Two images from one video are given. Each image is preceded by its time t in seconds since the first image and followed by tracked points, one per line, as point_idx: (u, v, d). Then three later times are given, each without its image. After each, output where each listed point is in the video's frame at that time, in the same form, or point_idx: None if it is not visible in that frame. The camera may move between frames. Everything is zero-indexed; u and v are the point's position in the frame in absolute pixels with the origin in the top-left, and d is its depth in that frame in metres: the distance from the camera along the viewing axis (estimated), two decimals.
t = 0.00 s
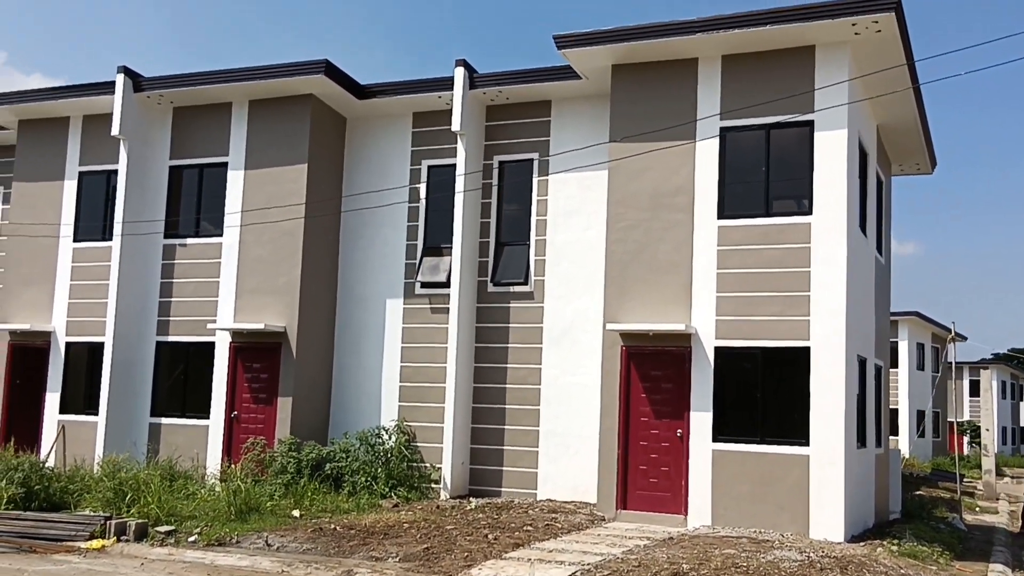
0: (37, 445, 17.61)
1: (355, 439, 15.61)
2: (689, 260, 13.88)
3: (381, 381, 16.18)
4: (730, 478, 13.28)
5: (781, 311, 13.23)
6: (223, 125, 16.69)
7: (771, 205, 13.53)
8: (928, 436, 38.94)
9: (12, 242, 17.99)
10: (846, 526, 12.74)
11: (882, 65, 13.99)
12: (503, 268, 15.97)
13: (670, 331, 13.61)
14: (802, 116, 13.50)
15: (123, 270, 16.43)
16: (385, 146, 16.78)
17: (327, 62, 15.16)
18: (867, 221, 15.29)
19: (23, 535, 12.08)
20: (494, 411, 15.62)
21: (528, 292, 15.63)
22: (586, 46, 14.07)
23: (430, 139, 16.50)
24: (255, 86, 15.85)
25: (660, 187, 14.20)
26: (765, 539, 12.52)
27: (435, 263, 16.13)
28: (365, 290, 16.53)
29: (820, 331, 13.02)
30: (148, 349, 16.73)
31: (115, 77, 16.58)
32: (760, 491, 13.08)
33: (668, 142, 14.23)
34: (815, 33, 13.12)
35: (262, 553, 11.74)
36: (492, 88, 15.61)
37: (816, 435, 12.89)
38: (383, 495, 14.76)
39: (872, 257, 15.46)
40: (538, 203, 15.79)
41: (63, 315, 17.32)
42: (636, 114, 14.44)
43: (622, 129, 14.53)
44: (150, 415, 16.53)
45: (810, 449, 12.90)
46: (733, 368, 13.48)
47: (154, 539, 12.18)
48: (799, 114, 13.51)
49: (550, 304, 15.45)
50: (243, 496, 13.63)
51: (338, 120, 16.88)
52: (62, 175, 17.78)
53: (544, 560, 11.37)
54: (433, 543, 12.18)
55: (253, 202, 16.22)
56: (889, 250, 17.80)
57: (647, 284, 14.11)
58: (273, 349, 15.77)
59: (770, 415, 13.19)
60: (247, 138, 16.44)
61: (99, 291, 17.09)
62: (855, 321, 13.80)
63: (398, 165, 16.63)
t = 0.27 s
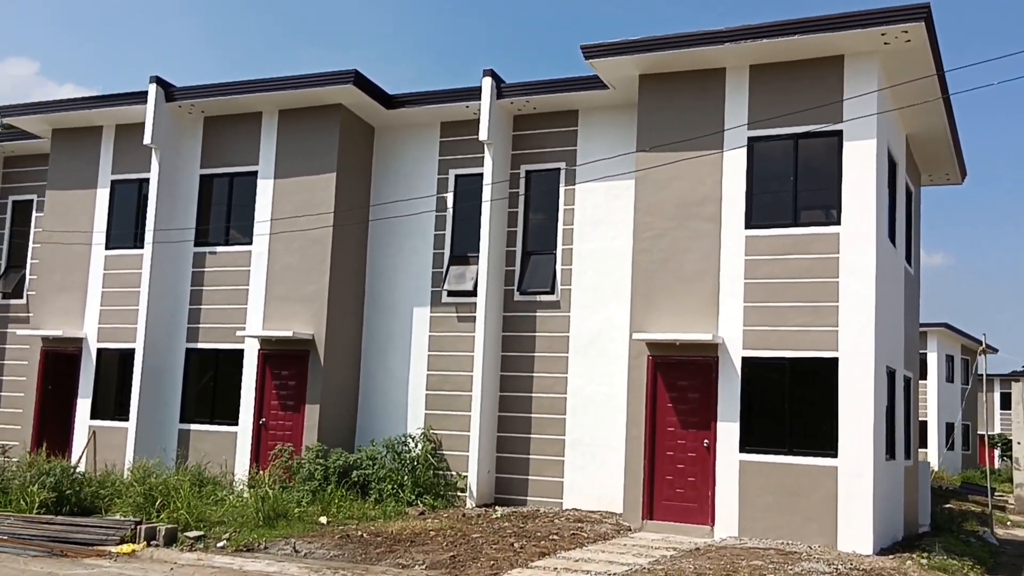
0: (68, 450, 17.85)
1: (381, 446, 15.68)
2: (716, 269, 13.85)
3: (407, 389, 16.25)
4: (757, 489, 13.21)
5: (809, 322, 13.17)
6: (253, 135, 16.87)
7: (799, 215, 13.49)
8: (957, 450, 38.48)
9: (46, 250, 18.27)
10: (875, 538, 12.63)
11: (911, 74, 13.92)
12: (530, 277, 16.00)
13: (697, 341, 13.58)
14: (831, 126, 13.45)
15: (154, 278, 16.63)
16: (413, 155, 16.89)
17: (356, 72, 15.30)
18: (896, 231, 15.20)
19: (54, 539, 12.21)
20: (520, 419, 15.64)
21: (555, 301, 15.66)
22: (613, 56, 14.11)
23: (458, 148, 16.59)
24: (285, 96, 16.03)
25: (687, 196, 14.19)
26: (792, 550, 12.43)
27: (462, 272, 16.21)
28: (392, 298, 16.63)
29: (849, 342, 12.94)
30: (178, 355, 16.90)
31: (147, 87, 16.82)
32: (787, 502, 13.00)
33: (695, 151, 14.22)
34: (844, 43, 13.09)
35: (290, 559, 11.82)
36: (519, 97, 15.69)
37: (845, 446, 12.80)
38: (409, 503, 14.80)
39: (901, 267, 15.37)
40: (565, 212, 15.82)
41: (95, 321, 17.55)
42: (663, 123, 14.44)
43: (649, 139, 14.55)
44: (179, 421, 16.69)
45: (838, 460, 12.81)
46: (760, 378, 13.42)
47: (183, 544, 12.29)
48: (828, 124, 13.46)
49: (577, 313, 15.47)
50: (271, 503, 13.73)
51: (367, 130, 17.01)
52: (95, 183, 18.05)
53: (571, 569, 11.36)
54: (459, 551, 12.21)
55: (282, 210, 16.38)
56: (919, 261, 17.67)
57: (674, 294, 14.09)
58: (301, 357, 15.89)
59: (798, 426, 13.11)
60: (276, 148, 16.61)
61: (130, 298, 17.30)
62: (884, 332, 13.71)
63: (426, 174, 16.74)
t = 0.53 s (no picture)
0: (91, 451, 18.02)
1: (401, 450, 15.73)
2: (737, 275, 13.81)
3: (427, 393, 16.29)
4: (778, 496, 13.14)
5: (831, 328, 13.11)
6: (275, 140, 16.99)
7: (821, 221, 13.43)
8: (980, 458, 38.12)
9: (71, 253, 18.47)
10: (898, 547, 12.53)
11: (935, 80, 13.84)
12: (550, 282, 16.02)
13: (718, 347, 13.54)
14: (853, 131, 13.39)
15: (177, 281, 16.77)
16: (434, 161, 16.96)
17: (378, 78, 15.38)
18: (919, 238, 15.12)
19: (78, 539, 12.31)
20: (540, 424, 15.64)
21: (575, 306, 15.66)
22: (635, 62, 14.12)
23: (479, 153, 16.64)
24: (307, 101, 16.14)
25: (708, 202, 14.16)
26: (813, 558, 12.36)
27: (482, 277, 16.25)
28: (413, 303, 16.69)
29: (872, 349, 12.86)
30: (200, 358, 17.03)
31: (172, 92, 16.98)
32: (808, 510, 12.93)
33: (717, 157, 14.19)
34: (867, 49, 13.03)
35: (311, 561, 11.88)
36: (541, 103, 15.72)
37: (867, 453, 12.72)
38: (429, 507, 14.83)
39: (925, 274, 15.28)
40: (586, 217, 15.83)
41: (118, 324, 17.71)
42: (684, 129, 14.43)
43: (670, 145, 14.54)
44: (201, 424, 16.82)
45: (860, 468, 12.73)
46: (782, 385, 13.37)
47: (205, 546, 12.37)
48: (851, 130, 13.40)
49: (597, 318, 15.47)
50: (292, 506, 13.80)
51: (389, 135, 17.10)
52: (119, 187, 18.23)
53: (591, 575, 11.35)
54: (479, 555, 12.23)
55: (304, 215, 16.48)
56: (942, 268, 17.55)
57: (695, 300, 14.05)
58: (322, 361, 15.97)
59: (820, 433, 13.04)
60: (299, 153, 16.72)
61: (153, 301, 17.45)
62: (907, 339, 13.63)
63: (447, 180, 16.79)
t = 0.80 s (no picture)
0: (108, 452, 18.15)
1: (415, 453, 15.77)
2: (752, 279, 13.79)
3: (441, 396, 16.33)
4: (792, 500, 13.10)
5: (846, 332, 13.07)
6: (291, 143, 17.09)
7: (836, 225, 13.40)
8: (998, 464, 37.87)
9: (88, 255, 18.62)
10: (913, 552, 12.48)
11: (951, 84, 13.79)
12: (564, 285, 16.03)
13: (732, 351, 13.52)
14: (869, 135, 13.35)
15: (193, 283, 16.87)
16: (448, 164, 17.01)
17: (393, 81, 15.45)
18: (935, 242, 15.06)
19: (94, 539, 12.40)
20: (554, 427, 15.65)
21: (589, 309, 15.67)
22: (649, 65, 14.13)
23: (493, 156, 16.68)
24: (323, 104, 16.22)
25: (723, 206, 14.15)
26: (827, 563, 12.32)
27: (497, 280, 16.28)
28: (427, 306, 16.73)
29: (887, 353, 12.82)
30: (216, 360, 17.12)
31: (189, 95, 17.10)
32: (823, 515, 12.89)
33: (731, 161, 14.18)
34: (883, 52, 13.00)
35: (325, 563, 11.93)
36: (555, 106, 15.75)
37: (882, 458, 12.67)
38: (443, 509, 14.85)
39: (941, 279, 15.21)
40: (600, 220, 15.85)
41: (135, 326, 17.83)
42: (699, 132, 14.42)
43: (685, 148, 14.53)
44: (217, 425, 16.91)
45: (875, 472, 12.68)
46: (796, 389, 13.33)
47: (220, 547, 12.44)
48: (866, 133, 13.36)
49: (611, 321, 15.47)
50: (306, 507, 13.86)
51: (403, 138, 17.16)
52: (136, 190, 18.36)
53: None
54: (492, 558, 12.26)
55: (319, 217, 16.56)
56: (958, 273, 17.47)
57: (709, 303, 14.03)
58: (337, 363, 16.04)
59: (835, 437, 13.00)
60: (314, 156, 16.81)
61: (169, 303, 17.56)
62: (923, 343, 13.58)
63: (461, 183, 16.84)
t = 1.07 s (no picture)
0: (122, 451, 18.31)
1: (427, 452, 15.85)
2: (763, 280, 13.81)
3: (453, 396, 16.41)
4: (802, 502, 13.12)
5: (857, 333, 13.08)
6: (304, 144, 17.20)
7: (847, 226, 13.41)
8: (1011, 467, 37.69)
9: (103, 255, 18.78)
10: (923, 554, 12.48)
11: (962, 85, 13.78)
12: (575, 286, 16.09)
13: (743, 352, 13.55)
14: (880, 137, 13.36)
15: (207, 284, 17.01)
16: (460, 165, 17.09)
17: (405, 83, 15.54)
18: (947, 243, 15.05)
19: (110, 537, 12.54)
20: (565, 427, 15.71)
21: (600, 310, 15.72)
22: (660, 67, 14.17)
23: (505, 158, 16.74)
24: (336, 106, 16.33)
25: (734, 207, 14.18)
26: (837, 564, 12.35)
27: (508, 281, 16.35)
28: (439, 306, 16.82)
29: (897, 355, 12.82)
30: (229, 359, 17.26)
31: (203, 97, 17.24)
32: (833, 516, 12.91)
33: (742, 162, 14.20)
34: (894, 54, 13.00)
35: (337, 561, 12.02)
36: (566, 108, 15.80)
37: (892, 460, 12.68)
38: (454, 508, 14.92)
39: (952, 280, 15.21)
40: (611, 222, 15.89)
41: (149, 325, 17.98)
42: (710, 134, 14.45)
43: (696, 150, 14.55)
44: (230, 425, 17.04)
45: (885, 474, 12.69)
46: (807, 390, 13.35)
47: (233, 545, 12.55)
48: (878, 135, 13.37)
49: (622, 322, 15.52)
50: (318, 506, 13.97)
51: (415, 139, 17.25)
52: (151, 191, 18.51)
53: None
54: (503, 557, 12.35)
55: (331, 218, 16.66)
56: (970, 274, 17.44)
57: (720, 305, 14.07)
58: (349, 363, 16.14)
59: (845, 440, 13.02)
60: (327, 157, 16.91)
61: (183, 303, 17.70)
62: (934, 345, 13.57)
63: (473, 184, 16.91)
